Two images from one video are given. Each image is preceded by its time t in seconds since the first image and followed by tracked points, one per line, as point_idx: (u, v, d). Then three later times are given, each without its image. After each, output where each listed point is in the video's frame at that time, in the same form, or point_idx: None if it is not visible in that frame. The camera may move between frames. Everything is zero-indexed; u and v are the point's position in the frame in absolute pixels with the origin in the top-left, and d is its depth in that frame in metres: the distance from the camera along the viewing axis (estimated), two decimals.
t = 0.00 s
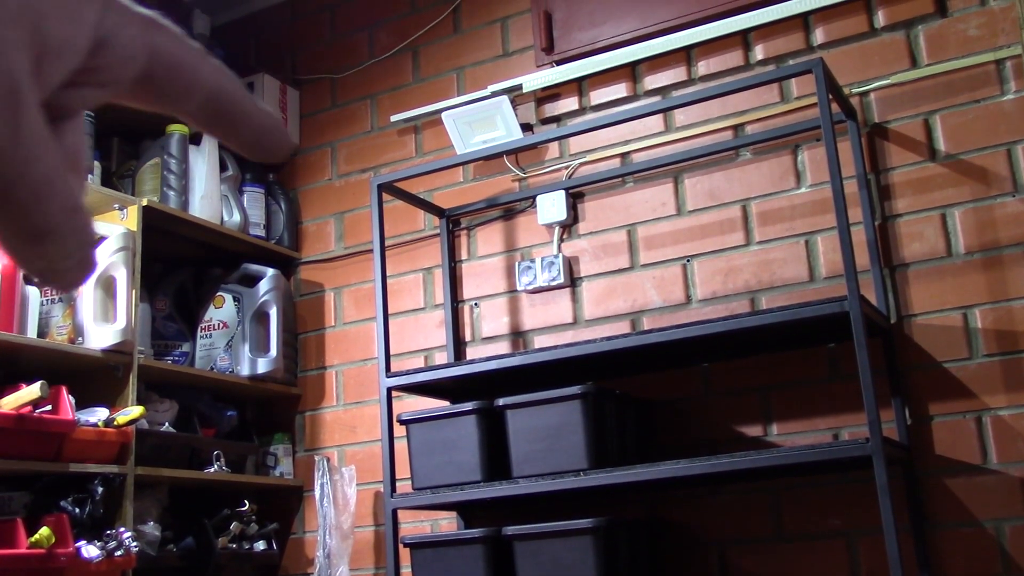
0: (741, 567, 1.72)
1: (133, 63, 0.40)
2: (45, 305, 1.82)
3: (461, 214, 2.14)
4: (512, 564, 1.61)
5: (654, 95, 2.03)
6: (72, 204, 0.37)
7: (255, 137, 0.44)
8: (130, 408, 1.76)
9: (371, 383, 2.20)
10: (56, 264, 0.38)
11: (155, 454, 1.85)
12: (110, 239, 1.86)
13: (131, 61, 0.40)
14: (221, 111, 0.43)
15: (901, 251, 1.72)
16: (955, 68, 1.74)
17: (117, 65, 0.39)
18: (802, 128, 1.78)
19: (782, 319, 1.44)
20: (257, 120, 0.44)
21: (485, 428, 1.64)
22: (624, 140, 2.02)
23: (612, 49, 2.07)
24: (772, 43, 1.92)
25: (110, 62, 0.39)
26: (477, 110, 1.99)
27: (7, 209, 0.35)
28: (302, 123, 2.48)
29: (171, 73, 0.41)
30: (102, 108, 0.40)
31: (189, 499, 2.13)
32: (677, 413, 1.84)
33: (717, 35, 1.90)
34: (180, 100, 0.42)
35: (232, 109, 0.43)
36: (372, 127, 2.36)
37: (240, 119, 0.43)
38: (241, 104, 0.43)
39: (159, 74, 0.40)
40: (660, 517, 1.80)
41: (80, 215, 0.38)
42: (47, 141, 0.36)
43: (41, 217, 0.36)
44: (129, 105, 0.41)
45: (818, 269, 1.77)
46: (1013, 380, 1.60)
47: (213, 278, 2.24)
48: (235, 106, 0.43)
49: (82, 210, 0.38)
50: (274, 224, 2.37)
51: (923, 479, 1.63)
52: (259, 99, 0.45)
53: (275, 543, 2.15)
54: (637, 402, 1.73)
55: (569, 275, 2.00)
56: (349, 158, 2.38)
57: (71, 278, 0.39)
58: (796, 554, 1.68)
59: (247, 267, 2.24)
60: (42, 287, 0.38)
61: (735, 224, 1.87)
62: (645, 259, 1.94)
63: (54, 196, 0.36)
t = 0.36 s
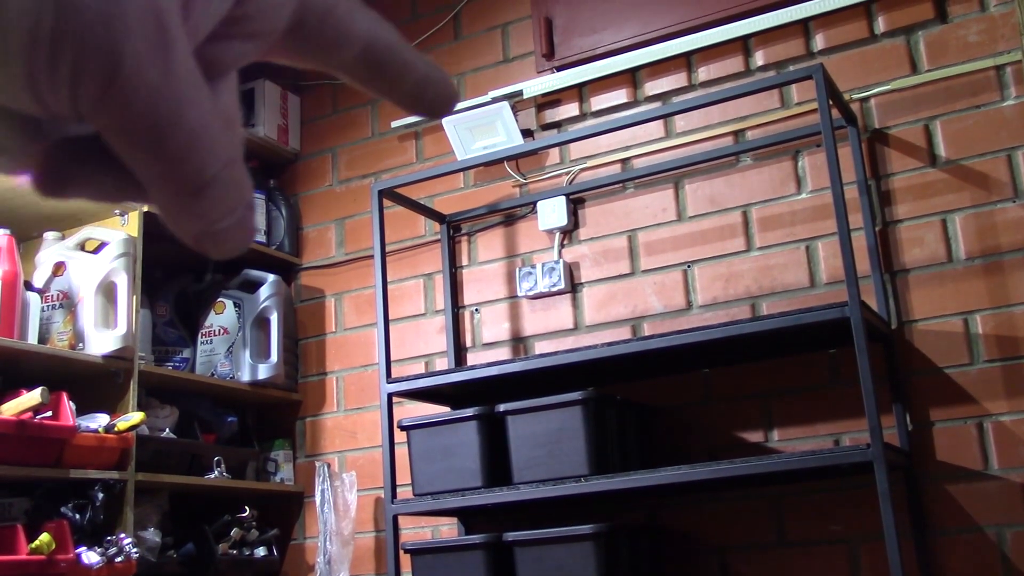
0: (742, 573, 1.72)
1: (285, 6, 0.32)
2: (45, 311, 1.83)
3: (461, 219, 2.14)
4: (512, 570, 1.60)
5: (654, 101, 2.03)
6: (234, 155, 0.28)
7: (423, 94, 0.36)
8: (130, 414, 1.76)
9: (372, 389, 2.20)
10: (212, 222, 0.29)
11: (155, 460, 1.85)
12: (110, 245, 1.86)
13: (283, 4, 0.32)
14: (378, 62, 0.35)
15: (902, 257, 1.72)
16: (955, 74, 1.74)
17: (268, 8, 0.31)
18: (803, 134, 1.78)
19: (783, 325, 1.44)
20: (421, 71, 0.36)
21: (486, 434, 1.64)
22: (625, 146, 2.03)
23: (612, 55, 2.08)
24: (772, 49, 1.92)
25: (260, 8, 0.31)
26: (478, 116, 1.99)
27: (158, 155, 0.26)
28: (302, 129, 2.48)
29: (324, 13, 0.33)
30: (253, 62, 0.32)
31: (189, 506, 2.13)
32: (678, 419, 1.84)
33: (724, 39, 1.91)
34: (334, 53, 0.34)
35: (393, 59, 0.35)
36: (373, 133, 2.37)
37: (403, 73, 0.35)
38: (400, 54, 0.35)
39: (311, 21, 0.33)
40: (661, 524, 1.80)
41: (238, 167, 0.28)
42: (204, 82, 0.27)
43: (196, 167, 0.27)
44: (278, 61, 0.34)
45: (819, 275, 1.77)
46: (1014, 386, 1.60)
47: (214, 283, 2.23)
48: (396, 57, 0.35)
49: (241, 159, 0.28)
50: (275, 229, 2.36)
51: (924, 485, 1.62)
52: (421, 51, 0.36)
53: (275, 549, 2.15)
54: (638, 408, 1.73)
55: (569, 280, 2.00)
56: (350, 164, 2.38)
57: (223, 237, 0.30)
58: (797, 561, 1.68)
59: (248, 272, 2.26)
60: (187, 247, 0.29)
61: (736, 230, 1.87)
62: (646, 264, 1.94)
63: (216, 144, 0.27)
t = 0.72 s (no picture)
0: None
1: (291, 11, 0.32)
2: (45, 315, 1.83)
3: (462, 222, 2.14)
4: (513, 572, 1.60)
5: (655, 103, 2.03)
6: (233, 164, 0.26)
7: (433, 111, 0.37)
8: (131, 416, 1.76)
9: (372, 392, 2.20)
10: (208, 235, 0.27)
11: (155, 463, 1.85)
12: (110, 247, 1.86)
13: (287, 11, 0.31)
14: (389, 75, 0.36)
15: (902, 260, 1.72)
16: (955, 76, 1.74)
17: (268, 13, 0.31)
18: (803, 137, 1.78)
19: (784, 327, 1.44)
20: (433, 89, 0.37)
21: (486, 437, 1.64)
22: (625, 149, 2.03)
23: (612, 57, 2.08)
24: (772, 52, 1.92)
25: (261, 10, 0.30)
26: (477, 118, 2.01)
27: (151, 161, 0.24)
28: (302, 132, 2.48)
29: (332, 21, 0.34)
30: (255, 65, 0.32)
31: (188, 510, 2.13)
32: (678, 422, 1.84)
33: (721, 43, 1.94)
34: (343, 64, 0.34)
35: (405, 74, 0.36)
36: (373, 136, 2.37)
37: (414, 89, 0.36)
38: (412, 69, 0.36)
39: (316, 28, 0.33)
40: (662, 526, 1.80)
41: (237, 176, 0.26)
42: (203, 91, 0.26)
43: (193, 173, 0.25)
44: (283, 71, 0.34)
45: (819, 277, 1.77)
46: (1014, 389, 1.60)
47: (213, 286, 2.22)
48: (407, 72, 0.36)
49: (241, 169, 0.27)
50: (275, 232, 2.35)
51: (925, 488, 1.62)
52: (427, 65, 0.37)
53: (275, 552, 2.15)
54: (639, 411, 1.73)
55: (570, 283, 2.00)
56: (350, 167, 2.38)
57: (226, 250, 0.28)
58: (798, 564, 1.68)
59: (248, 275, 2.25)
60: (187, 256, 0.28)
61: (736, 233, 1.87)
62: (646, 267, 1.95)
63: (211, 151, 0.25)
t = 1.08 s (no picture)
0: None
1: (285, 18, 0.33)
2: (45, 315, 1.83)
3: (462, 222, 2.14)
4: (513, 572, 1.60)
5: (655, 104, 2.03)
6: (228, 168, 0.27)
7: (429, 114, 0.39)
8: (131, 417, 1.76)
9: (372, 392, 2.20)
10: (206, 237, 0.28)
11: (155, 463, 1.85)
12: (111, 248, 1.86)
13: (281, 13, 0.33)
14: (384, 78, 0.37)
15: (902, 260, 1.72)
16: (955, 76, 1.74)
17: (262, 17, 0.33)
18: (803, 137, 1.78)
19: (784, 328, 1.44)
20: (430, 92, 0.39)
21: (486, 437, 1.64)
22: (626, 149, 2.03)
23: (612, 57, 2.08)
24: (772, 52, 1.92)
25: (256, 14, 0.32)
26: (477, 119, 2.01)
27: (149, 169, 0.25)
28: (302, 132, 2.48)
29: (324, 29, 0.35)
30: (250, 70, 0.33)
31: (189, 510, 2.13)
32: (678, 423, 1.84)
33: (722, 43, 1.94)
34: (341, 65, 0.36)
35: (401, 77, 0.37)
36: (373, 136, 2.37)
37: (412, 90, 0.38)
38: (409, 71, 0.38)
39: (312, 28, 0.35)
40: (662, 526, 1.80)
41: (233, 181, 0.27)
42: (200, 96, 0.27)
43: (189, 181, 0.26)
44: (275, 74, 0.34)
45: (819, 278, 1.77)
46: (1014, 389, 1.60)
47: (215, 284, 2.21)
48: (404, 73, 0.38)
49: (237, 174, 0.28)
50: (275, 233, 2.36)
51: (925, 488, 1.62)
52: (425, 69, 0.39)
53: (275, 552, 2.15)
54: (639, 411, 1.73)
55: (569, 283, 2.00)
56: (350, 167, 2.38)
57: (222, 252, 0.29)
58: (798, 564, 1.68)
59: (248, 275, 2.25)
60: (185, 265, 0.28)
61: (737, 233, 1.87)
62: (646, 267, 1.95)
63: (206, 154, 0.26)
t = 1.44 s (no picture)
0: None
1: None
2: (45, 315, 1.82)
3: (462, 222, 2.14)
4: (513, 572, 1.60)
5: (654, 103, 2.03)
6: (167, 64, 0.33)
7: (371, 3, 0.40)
8: (131, 416, 1.76)
9: (372, 392, 2.20)
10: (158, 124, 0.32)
11: (155, 463, 1.85)
12: (110, 247, 1.86)
13: None
14: None
15: (902, 260, 1.72)
16: (955, 76, 1.74)
17: None
18: (803, 137, 1.78)
19: (784, 327, 1.44)
20: None
21: (486, 436, 1.64)
22: (626, 149, 2.03)
23: (612, 57, 2.08)
24: (772, 52, 1.92)
25: None
26: (477, 118, 2.00)
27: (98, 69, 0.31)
28: (302, 132, 2.48)
29: None
30: None
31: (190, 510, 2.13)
32: (678, 423, 1.84)
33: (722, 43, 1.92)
34: None
35: None
36: (373, 136, 2.37)
37: None
38: None
39: None
40: (662, 526, 1.79)
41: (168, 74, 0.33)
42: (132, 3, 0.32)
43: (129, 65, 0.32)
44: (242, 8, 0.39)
45: (819, 278, 1.77)
46: (1014, 389, 1.60)
47: (214, 286, 2.25)
48: None
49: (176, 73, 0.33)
50: (275, 233, 2.36)
51: (925, 488, 1.62)
52: None
53: (275, 552, 2.15)
54: (639, 411, 1.73)
55: (569, 283, 2.00)
56: (350, 167, 2.38)
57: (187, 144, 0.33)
58: (797, 564, 1.68)
59: (248, 275, 2.25)
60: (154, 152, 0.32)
61: (737, 233, 1.87)
62: (646, 267, 1.94)
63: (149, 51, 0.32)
